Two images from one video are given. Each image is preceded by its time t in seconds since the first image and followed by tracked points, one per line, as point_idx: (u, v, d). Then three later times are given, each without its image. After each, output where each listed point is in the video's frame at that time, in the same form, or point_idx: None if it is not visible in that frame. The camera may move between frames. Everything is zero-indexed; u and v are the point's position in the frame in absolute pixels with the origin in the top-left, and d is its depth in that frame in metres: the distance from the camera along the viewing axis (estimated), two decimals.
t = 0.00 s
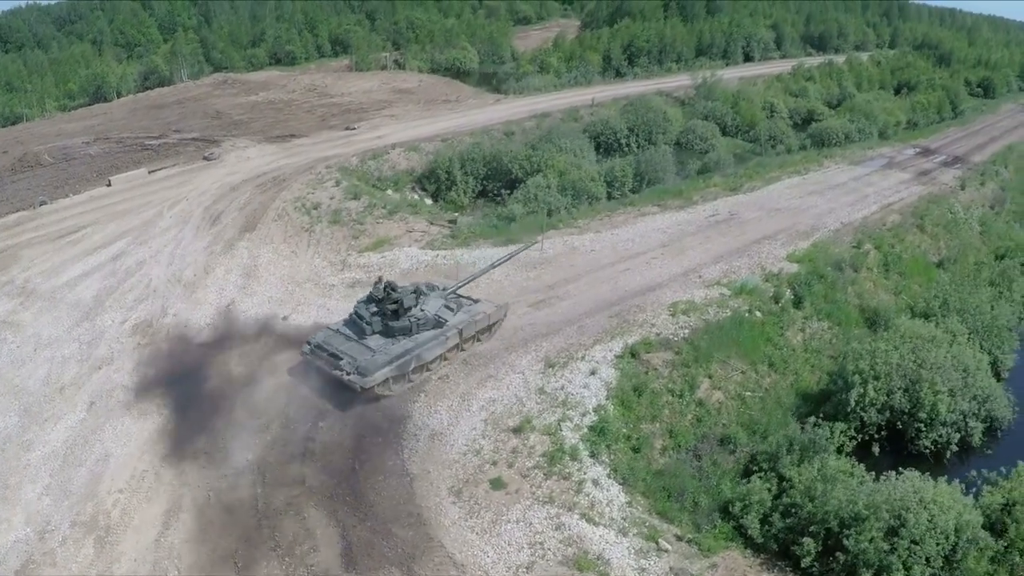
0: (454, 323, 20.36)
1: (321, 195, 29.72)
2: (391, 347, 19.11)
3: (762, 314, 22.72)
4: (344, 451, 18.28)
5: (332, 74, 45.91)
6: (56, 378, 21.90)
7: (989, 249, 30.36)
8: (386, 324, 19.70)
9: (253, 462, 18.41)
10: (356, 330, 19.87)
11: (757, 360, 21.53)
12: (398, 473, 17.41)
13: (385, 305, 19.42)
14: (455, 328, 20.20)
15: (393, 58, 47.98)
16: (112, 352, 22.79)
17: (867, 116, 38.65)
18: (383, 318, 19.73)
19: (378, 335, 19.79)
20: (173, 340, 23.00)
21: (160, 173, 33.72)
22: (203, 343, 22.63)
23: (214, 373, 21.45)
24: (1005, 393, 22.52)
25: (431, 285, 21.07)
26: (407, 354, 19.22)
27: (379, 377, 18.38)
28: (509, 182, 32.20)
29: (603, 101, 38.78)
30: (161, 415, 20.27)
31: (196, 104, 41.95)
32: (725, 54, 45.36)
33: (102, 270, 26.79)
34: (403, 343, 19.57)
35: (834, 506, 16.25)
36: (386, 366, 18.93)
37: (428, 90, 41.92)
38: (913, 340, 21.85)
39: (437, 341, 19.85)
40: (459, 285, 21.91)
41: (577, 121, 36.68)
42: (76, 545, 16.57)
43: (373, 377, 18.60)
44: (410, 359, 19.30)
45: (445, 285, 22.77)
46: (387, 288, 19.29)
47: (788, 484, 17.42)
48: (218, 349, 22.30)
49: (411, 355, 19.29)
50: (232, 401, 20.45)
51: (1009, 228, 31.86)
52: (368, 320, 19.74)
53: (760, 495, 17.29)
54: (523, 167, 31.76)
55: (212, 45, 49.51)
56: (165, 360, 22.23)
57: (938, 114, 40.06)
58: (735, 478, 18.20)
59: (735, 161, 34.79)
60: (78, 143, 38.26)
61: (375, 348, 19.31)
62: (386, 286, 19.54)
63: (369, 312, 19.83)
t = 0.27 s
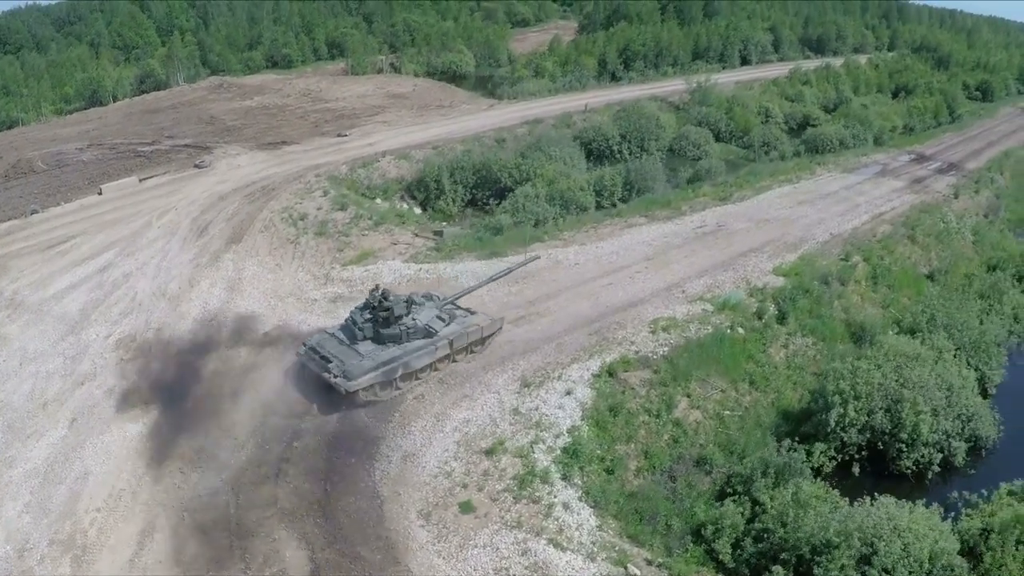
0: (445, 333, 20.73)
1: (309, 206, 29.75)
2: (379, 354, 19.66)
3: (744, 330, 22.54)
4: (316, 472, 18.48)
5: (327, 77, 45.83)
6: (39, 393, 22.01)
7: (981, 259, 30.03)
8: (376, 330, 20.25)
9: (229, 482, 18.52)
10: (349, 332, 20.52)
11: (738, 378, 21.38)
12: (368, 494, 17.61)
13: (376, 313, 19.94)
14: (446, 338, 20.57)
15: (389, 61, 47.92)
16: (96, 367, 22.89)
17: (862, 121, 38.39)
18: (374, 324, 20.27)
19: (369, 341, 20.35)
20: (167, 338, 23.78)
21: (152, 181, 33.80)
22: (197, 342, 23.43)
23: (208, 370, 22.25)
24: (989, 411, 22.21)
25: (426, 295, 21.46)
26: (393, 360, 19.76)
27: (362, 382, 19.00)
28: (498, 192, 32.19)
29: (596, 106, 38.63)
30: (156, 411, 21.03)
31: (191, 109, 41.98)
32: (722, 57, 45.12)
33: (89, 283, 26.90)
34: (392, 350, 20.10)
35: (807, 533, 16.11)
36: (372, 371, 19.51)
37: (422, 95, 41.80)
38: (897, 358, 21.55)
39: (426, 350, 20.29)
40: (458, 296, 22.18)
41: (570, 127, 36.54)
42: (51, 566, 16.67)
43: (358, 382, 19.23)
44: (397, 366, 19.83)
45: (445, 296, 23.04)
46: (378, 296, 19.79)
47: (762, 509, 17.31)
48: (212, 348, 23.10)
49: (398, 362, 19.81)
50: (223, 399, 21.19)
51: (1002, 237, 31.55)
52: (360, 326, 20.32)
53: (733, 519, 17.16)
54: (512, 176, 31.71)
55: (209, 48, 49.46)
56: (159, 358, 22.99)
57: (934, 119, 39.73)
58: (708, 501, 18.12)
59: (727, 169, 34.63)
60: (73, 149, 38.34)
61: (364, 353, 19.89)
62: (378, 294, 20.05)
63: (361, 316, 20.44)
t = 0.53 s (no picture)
0: (439, 343, 20.99)
1: (295, 215, 29.72)
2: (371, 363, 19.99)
3: (727, 345, 22.36)
4: (290, 492, 18.52)
5: (321, 82, 45.72)
6: (22, 408, 22.01)
7: (972, 268, 29.78)
8: (370, 339, 20.55)
9: (206, 499, 18.52)
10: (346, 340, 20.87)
11: (718, 395, 21.24)
12: (341, 514, 17.67)
13: (369, 323, 20.25)
14: (439, 348, 20.83)
15: (382, 65, 47.83)
16: (79, 382, 22.90)
17: (856, 125, 38.15)
18: (368, 333, 20.58)
19: (364, 349, 20.66)
20: (157, 342, 24.32)
21: (142, 189, 33.78)
22: (187, 346, 24.01)
23: (198, 373, 22.82)
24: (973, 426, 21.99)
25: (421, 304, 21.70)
26: (385, 369, 20.07)
27: (353, 391, 19.35)
28: (485, 201, 32.10)
29: (588, 112, 38.49)
30: (147, 412, 21.52)
31: (184, 114, 41.93)
32: (716, 61, 44.94)
33: (75, 295, 26.93)
34: (385, 358, 20.42)
35: (781, 557, 15.96)
36: (364, 380, 19.85)
37: (414, 100, 41.66)
38: (879, 374, 21.32)
39: (418, 359, 20.58)
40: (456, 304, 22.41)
41: (560, 134, 36.42)
42: None
43: (349, 390, 19.58)
44: (389, 375, 20.16)
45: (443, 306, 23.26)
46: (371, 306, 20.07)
47: (736, 531, 17.17)
48: (202, 351, 23.69)
49: (390, 371, 20.14)
50: (213, 401, 21.74)
51: (994, 244, 31.31)
52: (355, 334, 20.65)
53: (707, 541, 17.01)
54: (500, 184, 31.64)
55: (203, 51, 49.34)
56: (150, 361, 23.55)
57: (928, 123, 39.51)
58: (683, 522, 17.99)
59: (717, 175, 34.45)
60: (64, 155, 38.29)
61: (357, 361, 20.23)
62: (372, 303, 20.33)
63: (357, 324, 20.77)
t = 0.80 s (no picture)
0: (437, 351, 21.06)
1: (281, 225, 29.71)
2: (371, 372, 20.03)
3: (708, 360, 22.22)
4: (264, 511, 18.52)
5: (314, 86, 45.60)
6: (5, 423, 21.93)
7: (962, 277, 29.55)
8: (370, 349, 20.61)
9: (182, 517, 18.51)
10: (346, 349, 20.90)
11: (697, 412, 21.11)
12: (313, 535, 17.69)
13: (368, 332, 20.30)
14: (437, 357, 20.90)
15: (376, 68, 47.73)
16: (62, 397, 22.87)
17: (850, 130, 37.89)
18: (368, 343, 20.64)
19: (364, 359, 20.71)
20: (146, 348, 24.60)
21: (132, 197, 33.72)
22: (176, 352, 24.28)
23: (186, 380, 23.07)
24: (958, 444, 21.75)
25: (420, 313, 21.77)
26: (386, 379, 20.12)
27: (354, 401, 19.37)
28: (473, 209, 32.05)
29: (579, 117, 38.35)
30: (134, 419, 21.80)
31: (176, 119, 41.81)
32: (710, 65, 44.80)
33: (61, 306, 26.93)
34: (385, 368, 20.46)
35: None
36: (364, 390, 19.88)
37: (406, 105, 41.55)
38: (862, 392, 21.09)
39: (417, 368, 20.63)
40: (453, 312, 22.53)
41: (551, 140, 36.30)
42: None
43: (351, 400, 19.60)
44: (388, 384, 20.20)
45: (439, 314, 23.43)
46: (370, 316, 20.13)
47: (710, 553, 17.02)
48: (190, 357, 23.95)
49: (390, 380, 20.18)
50: (199, 408, 21.98)
51: (985, 252, 31.09)
52: (354, 344, 20.70)
53: (680, 563, 16.88)
54: (487, 193, 31.60)
55: (198, 55, 49.17)
56: (138, 367, 23.83)
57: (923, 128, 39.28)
58: (657, 543, 17.86)
59: (708, 182, 34.29)
60: (56, 162, 38.22)
61: (357, 371, 20.26)
62: (371, 313, 20.39)
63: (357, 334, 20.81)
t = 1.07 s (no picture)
0: (435, 358, 21.31)
1: (264, 235, 29.67)
2: (370, 379, 20.24)
3: (685, 376, 22.04)
4: (234, 530, 18.48)
5: (306, 89, 45.42)
6: None
7: (949, 287, 29.29)
8: (368, 356, 20.84)
9: (152, 536, 18.48)
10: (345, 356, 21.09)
11: (672, 429, 20.95)
12: (281, 555, 17.69)
13: (367, 339, 20.55)
14: (435, 364, 21.14)
15: (369, 71, 47.56)
16: (41, 412, 22.82)
17: (842, 134, 37.57)
18: (366, 350, 20.87)
19: (361, 366, 20.92)
20: (135, 353, 24.93)
21: (119, 205, 33.62)
22: (165, 357, 24.62)
23: (174, 385, 23.40)
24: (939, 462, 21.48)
25: (417, 321, 22.03)
26: (384, 385, 20.32)
27: (354, 406, 19.55)
28: (459, 218, 31.96)
29: (569, 123, 38.15)
30: (122, 424, 22.12)
31: (166, 123, 41.63)
32: (704, 69, 44.62)
33: (44, 318, 26.90)
34: (383, 374, 20.68)
35: None
36: (363, 395, 20.08)
37: (396, 109, 41.35)
38: (839, 410, 20.87)
39: (415, 375, 20.85)
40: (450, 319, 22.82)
41: (539, 146, 36.13)
42: None
43: (350, 406, 19.78)
44: (387, 390, 20.40)
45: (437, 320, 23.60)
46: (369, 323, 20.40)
47: None
48: (179, 363, 24.28)
49: (388, 387, 20.40)
50: (186, 415, 22.29)
51: (974, 261, 30.82)
52: (353, 351, 20.93)
53: None
54: (472, 202, 31.54)
55: (191, 57, 48.92)
56: (128, 372, 24.16)
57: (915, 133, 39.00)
58: (627, 564, 17.69)
59: (696, 189, 34.08)
60: (46, 168, 38.11)
61: (356, 378, 20.48)
62: (370, 320, 20.67)
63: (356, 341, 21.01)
